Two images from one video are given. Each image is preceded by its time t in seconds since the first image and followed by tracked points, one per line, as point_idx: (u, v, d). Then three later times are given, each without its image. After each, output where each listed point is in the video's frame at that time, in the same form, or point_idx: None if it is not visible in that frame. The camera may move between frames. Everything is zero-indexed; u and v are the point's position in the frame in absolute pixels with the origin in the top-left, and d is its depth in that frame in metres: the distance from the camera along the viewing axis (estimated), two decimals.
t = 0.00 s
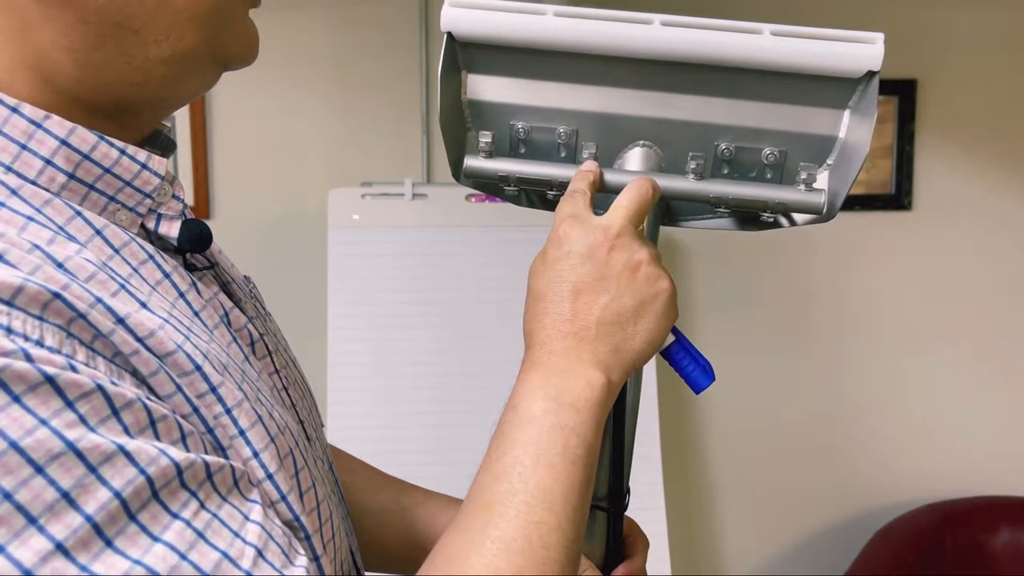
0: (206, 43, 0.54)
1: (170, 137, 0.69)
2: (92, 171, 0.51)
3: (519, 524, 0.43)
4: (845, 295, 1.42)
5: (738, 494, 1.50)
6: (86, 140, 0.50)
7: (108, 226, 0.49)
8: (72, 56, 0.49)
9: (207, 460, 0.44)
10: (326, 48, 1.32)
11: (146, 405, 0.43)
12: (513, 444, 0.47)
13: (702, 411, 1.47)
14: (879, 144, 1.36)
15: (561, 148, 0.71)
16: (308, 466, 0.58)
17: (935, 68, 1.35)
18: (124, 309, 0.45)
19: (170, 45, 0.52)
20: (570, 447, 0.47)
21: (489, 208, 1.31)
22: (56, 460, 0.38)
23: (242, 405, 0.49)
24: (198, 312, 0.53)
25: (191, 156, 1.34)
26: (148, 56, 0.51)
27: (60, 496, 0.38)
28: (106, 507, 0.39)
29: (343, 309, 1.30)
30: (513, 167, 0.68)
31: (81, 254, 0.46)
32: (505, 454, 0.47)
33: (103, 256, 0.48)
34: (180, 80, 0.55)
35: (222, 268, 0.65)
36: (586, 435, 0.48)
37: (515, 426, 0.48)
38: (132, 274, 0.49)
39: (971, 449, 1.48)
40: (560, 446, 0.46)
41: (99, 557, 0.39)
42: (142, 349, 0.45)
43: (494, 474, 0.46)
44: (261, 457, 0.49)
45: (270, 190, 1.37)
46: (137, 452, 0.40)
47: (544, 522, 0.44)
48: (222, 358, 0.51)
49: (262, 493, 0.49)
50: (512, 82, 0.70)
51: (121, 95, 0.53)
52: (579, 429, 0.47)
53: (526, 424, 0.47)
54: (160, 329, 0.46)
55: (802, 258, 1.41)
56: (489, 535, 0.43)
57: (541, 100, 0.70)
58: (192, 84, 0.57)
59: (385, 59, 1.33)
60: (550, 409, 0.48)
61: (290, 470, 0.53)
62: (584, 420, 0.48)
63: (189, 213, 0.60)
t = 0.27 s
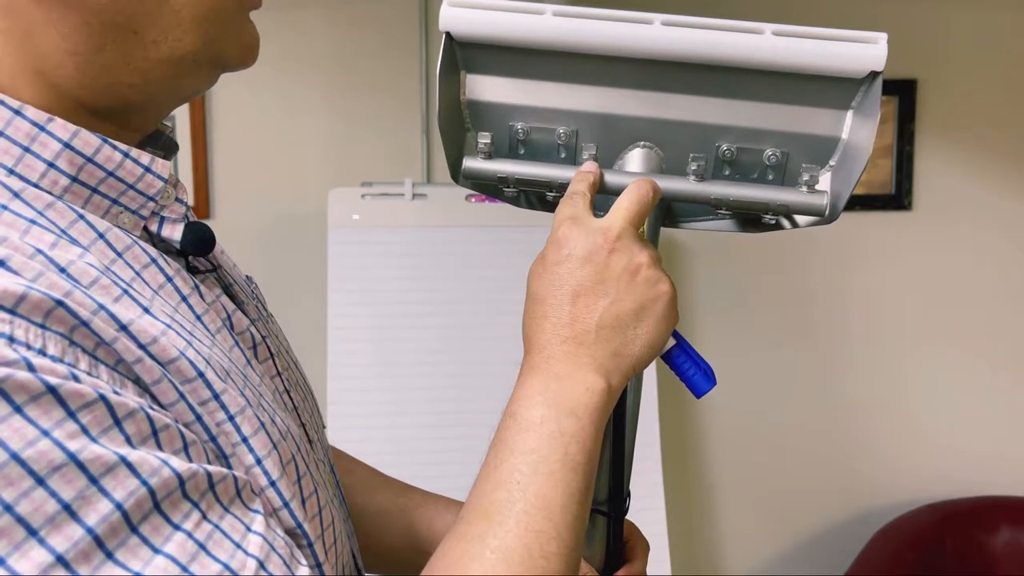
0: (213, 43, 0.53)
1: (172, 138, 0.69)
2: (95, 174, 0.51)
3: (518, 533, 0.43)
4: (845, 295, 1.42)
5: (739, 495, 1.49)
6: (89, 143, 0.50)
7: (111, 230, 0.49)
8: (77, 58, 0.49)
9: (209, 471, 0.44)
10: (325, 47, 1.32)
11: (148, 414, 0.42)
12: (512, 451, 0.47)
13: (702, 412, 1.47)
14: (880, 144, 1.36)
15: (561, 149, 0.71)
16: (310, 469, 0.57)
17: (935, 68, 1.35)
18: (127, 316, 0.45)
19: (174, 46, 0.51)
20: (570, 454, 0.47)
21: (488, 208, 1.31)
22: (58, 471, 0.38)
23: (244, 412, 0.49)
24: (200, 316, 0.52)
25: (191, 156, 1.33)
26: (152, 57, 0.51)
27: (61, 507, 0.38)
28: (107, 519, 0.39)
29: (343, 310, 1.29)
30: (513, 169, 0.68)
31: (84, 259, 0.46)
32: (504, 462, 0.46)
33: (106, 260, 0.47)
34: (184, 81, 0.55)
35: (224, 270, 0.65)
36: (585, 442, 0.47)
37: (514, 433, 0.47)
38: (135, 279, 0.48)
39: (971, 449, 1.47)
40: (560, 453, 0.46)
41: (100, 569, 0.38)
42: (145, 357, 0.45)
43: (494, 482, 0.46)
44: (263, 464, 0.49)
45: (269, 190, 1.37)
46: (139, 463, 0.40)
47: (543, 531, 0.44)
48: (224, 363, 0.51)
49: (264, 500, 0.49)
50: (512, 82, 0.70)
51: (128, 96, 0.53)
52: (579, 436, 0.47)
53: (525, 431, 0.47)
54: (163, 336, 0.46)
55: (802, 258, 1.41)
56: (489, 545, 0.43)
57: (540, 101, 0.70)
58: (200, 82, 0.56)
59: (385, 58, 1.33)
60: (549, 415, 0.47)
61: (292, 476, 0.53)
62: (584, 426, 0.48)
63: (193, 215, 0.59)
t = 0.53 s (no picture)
0: (216, 43, 0.53)
1: (170, 138, 0.68)
2: (93, 175, 0.51)
3: (519, 538, 0.43)
4: (845, 296, 1.42)
5: (739, 495, 1.49)
6: (87, 143, 0.50)
7: (109, 231, 0.49)
8: (76, 56, 0.49)
9: (206, 475, 0.43)
10: (325, 47, 1.32)
11: (145, 419, 0.42)
12: (512, 455, 0.46)
13: (702, 412, 1.47)
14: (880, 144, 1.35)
15: (563, 151, 0.70)
16: (309, 471, 0.57)
17: (935, 68, 1.34)
18: (124, 318, 0.45)
19: (175, 46, 0.51)
20: (571, 458, 0.46)
21: (488, 208, 1.31)
22: (53, 476, 0.38)
23: (243, 415, 0.49)
24: (199, 318, 0.52)
25: (191, 156, 1.33)
26: (153, 55, 0.51)
27: (56, 512, 0.38)
28: (102, 525, 0.39)
29: (343, 311, 1.29)
30: (514, 170, 0.68)
31: (81, 259, 0.45)
32: (505, 465, 0.46)
33: (104, 261, 0.47)
34: (183, 77, 0.54)
35: (224, 271, 0.65)
36: (586, 447, 0.47)
37: (514, 438, 0.47)
38: (133, 280, 0.48)
39: (972, 449, 1.47)
40: (560, 457, 0.46)
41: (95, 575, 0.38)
42: (143, 360, 0.45)
43: (494, 486, 0.45)
44: (262, 468, 0.49)
45: (270, 190, 1.37)
46: (135, 468, 0.40)
47: (543, 536, 0.44)
48: (223, 366, 0.50)
49: (263, 504, 0.49)
50: (513, 83, 0.70)
51: (125, 92, 0.53)
52: (580, 439, 0.47)
53: (526, 435, 0.47)
54: (161, 338, 0.46)
55: (802, 258, 1.41)
56: (489, 550, 0.43)
57: (541, 101, 0.69)
58: (199, 77, 0.56)
59: (385, 58, 1.32)
60: (550, 419, 0.47)
61: (291, 479, 0.53)
62: (584, 431, 0.48)
63: (192, 215, 0.59)
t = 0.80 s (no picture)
0: (214, 43, 0.53)
1: (168, 139, 0.68)
2: (90, 176, 0.51)
3: (518, 541, 0.43)
4: (845, 296, 1.42)
5: (739, 495, 1.49)
6: (85, 144, 0.50)
7: (106, 231, 0.49)
8: (74, 55, 0.49)
9: (203, 477, 0.43)
10: (325, 47, 1.32)
11: (141, 420, 0.42)
12: (511, 458, 0.46)
13: (702, 412, 1.47)
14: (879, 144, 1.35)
15: (562, 151, 0.70)
16: (307, 473, 0.57)
17: (935, 68, 1.34)
18: (121, 319, 0.45)
19: (174, 45, 0.51)
20: (569, 460, 0.46)
21: (488, 208, 1.31)
22: (49, 478, 0.38)
23: (241, 417, 0.49)
24: (197, 318, 0.52)
25: (191, 156, 1.33)
26: (151, 55, 0.51)
27: (52, 515, 0.38)
28: (98, 527, 0.39)
29: (343, 311, 1.29)
30: (512, 170, 0.68)
31: (79, 260, 0.45)
32: (503, 468, 0.46)
33: (101, 262, 0.47)
34: (181, 77, 0.54)
35: (222, 272, 0.65)
36: (584, 449, 0.47)
37: (513, 440, 0.47)
38: (130, 281, 0.48)
39: (972, 450, 1.47)
40: (559, 459, 0.46)
41: None
42: (140, 361, 0.44)
43: (492, 490, 0.45)
44: (260, 470, 0.49)
45: (269, 190, 1.37)
46: (132, 470, 0.40)
47: (542, 539, 0.43)
48: (221, 367, 0.50)
49: (260, 506, 0.49)
50: (511, 82, 0.70)
51: (122, 92, 0.53)
52: (578, 442, 0.47)
53: (524, 438, 0.47)
54: (158, 339, 0.46)
55: (802, 259, 1.41)
56: (487, 553, 0.43)
57: (540, 101, 0.69)
58: (196, 77, 0.56)
59: (384, 58, 1.32)
60: (548, 421, 0.47)
61: (289, 481, 0.53)
62: (583, 433, 0.48)
63: (189, 216, 0.59)
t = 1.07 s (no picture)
0: (217, 32, 0.53)
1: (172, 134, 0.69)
2: (94, 170, 0.51)
3: (519, 541, 0.43)
4: (845, 296, 1.42)
5: (739, 495, 1.49)
6: (89, 138, 0.50)
7: (109, 227, 0.49)
8: (78, 43, 0.49)
9: (209, 476, 0.43)
10: (324, 47, 1.32)
11: (148, 417, 0.42)
12: (511, 457, 0.46)
13: (702, 412, 1.47)
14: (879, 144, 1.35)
15: (561, 150, 0.70)
16: (310, 475, 0.57)
17: (935, 68, 1.34)
18: (126, 315, 0.44)
19: (178, 33, 0.51)
20: (569, 460, 0.46)
21: (488, 208, 1.31)
22: (56, 475, 0.38)
23: (245, 416, 0.49)
24: (199, 316, 0.52)
25: (191, 156, 1.33)
26: (156, 43, 0.51)
27: (59, 512, 0.38)
28: (105, 526, 0.38)
29: (343, 311, 1.29)
30: (510, 170, 0.68)
31: (82, 255, 0.45)
32: (503, 468, 0.46)
33: (104, 258, 0.47)
34: (183, 68, 0.55)
35: (224, 270, 0.65)
36: (584, 449, 0.47)
37: (513, 439, 0.47)
38: (133, 277, 0.48)
39: (971, 450, 1.47)
40: (559, 458, 0.46)
41: None
42: (145, 358, 0.44)
43: (492, 490, 0.45)
44: (263, 469, 0.49)
45: (270, 190, 1.37)
46: (139, 467, 0.40)
47: (543, 539, 0.43)
48: (223, 365, 0.50)
49: (263, 506, 0.49)
50: (510, 82, 0.70)
51: (125, 83, 0.52)
52: (579, 441, 0.47)
53: (524, 437, 0.47)
54: (162, 336, 0.46)
55: (802, 259, 1.41)
56: (488, 553, 0.43)
57: (539, 101, 0.69)
58: (198, 69, 0.56)
59: (384, 58, 1.32)
60: (548, 421, 0.47)
61: (293, 480, 0.53)
62: (583, 433, 0.47)
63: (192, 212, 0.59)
